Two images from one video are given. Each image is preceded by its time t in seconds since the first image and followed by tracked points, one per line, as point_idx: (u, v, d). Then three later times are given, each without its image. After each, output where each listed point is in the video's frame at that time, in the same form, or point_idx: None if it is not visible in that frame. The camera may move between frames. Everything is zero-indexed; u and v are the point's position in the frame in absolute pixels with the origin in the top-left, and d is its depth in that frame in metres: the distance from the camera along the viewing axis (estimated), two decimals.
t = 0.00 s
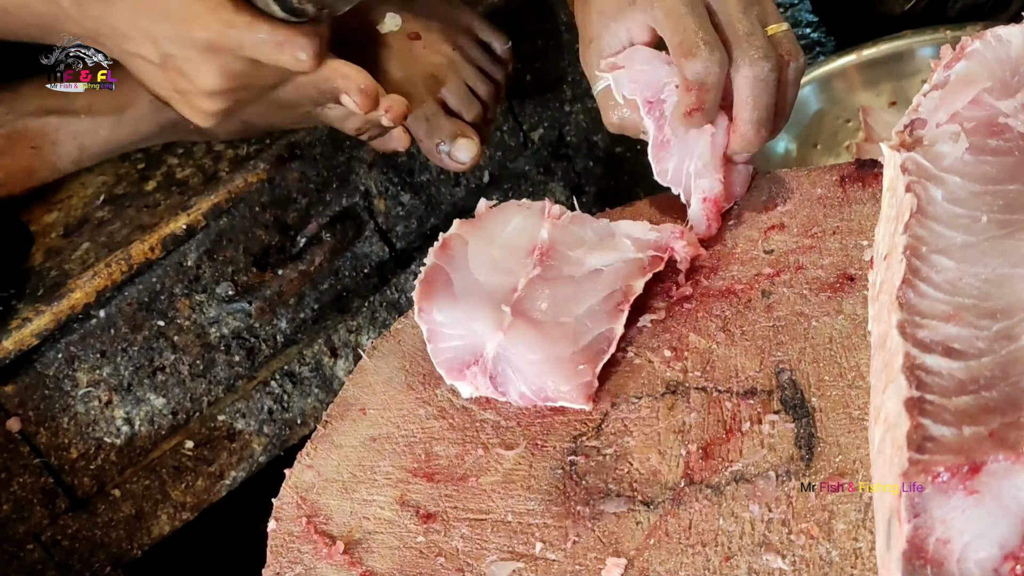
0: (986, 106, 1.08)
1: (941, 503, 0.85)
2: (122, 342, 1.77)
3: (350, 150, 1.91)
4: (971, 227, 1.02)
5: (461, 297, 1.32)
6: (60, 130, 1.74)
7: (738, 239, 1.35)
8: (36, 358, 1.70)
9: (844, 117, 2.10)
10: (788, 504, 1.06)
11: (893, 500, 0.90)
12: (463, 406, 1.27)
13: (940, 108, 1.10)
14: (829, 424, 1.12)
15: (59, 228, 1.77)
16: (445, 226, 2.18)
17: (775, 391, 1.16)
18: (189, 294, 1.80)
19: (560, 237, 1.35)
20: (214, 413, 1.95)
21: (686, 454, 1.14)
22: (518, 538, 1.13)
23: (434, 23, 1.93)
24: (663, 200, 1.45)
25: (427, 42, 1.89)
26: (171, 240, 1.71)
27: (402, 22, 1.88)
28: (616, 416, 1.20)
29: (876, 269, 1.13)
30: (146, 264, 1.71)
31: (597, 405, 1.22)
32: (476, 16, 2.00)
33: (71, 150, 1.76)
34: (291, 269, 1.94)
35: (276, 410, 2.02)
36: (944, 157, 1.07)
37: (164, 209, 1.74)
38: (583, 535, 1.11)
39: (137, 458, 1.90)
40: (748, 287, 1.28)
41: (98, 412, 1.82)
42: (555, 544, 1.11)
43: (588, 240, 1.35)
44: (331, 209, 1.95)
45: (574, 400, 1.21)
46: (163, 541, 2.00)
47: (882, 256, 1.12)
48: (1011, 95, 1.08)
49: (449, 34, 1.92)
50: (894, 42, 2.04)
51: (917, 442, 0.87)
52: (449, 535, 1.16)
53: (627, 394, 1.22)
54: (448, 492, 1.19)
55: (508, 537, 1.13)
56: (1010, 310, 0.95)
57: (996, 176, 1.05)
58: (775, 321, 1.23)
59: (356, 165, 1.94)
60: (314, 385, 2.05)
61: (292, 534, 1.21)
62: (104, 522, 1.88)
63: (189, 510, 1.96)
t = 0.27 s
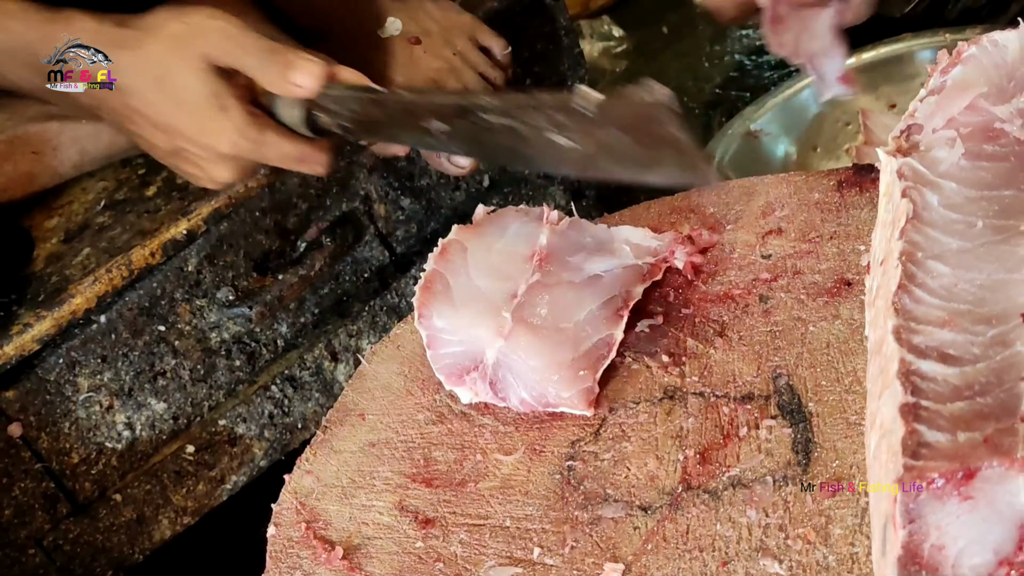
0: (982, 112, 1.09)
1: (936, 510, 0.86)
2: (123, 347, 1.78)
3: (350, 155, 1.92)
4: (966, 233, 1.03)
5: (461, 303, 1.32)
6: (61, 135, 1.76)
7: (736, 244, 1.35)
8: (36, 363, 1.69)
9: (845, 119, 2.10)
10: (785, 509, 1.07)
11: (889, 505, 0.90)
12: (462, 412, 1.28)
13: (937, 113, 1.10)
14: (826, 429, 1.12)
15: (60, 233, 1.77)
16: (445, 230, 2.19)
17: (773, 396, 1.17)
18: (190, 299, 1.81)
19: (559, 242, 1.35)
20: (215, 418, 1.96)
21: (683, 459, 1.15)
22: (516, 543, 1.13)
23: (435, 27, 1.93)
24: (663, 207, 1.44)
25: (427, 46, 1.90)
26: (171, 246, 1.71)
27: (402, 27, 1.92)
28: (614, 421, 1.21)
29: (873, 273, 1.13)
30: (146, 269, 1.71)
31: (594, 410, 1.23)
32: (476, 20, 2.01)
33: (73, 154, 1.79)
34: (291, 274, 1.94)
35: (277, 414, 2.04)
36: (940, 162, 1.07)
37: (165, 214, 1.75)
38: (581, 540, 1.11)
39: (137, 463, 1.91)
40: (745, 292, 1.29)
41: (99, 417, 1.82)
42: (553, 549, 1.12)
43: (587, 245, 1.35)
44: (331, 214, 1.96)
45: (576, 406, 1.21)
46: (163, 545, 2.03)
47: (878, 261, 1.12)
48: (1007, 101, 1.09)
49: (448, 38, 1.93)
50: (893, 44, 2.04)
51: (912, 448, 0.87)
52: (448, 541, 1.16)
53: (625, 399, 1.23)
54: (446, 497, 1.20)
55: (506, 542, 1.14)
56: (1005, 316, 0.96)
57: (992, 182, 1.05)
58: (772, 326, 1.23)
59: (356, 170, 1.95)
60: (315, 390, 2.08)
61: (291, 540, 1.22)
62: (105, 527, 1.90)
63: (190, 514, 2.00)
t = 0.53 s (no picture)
0: (977, 117, 1.09)
1: (929, 515, 0.86)
2: (123, 353, 1.79)
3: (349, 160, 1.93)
4: (960, 239, 1.03)
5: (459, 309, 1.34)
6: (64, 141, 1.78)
7: (732, 248, 1.36)
8: (37, 368, 1.72)
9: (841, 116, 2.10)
10: (781, 514, 1.07)
11: (882, 509, 0.90)
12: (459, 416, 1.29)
13: (932, 118, 1.11)
14: (822, 434, 1.13)
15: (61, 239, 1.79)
16: (445, 234, 2.20)
17: (769, 401, 1.17)
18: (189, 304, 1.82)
19: (556, 246, 1.36)
20: (215, 422, 1.97)
21: (680, 464, 1.15)
22: (513, 548, 1.14)
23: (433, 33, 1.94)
24: (661, 211, 1.45)
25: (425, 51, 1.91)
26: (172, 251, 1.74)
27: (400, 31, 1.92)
28: (611, 426, 1.21)
29: (868, 279, 1.14)
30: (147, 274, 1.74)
31: (592, 415, 1.23)
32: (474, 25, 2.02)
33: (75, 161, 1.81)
34: (291, 279, 1.96)
35: (278, 419, 2.03)
36: (935, 167, 1.08)
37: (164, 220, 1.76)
38: (578, 545, 1.12)
39: (138, 467, 1.91)
40: (742, 297, 1.29)
41: (100, 422, 1.83)
42: (551, 554, 1.12)
43: (585, 248, 1.36)
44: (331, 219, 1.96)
45: (573, 412, 1.22)
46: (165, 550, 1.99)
47: (873, 266, 1.13)
48: (1002, 106, 1.09)
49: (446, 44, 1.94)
50: (889, 39, 2.04)
51: (905, 454, 0.88)
52: (446, 546, 1.16)
53: (622, 405, 1.23)
54: (444, 502, 1.21)
55: (504, 547, 1.14)
56: (998, 322, 0.96)
57: (986, 188, 1.05)
58: (769, 331, 1.24)
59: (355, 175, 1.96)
60: (316, 395, 2.07)
61: (290, 545, 1.22)
62: (106, 532, 1.89)
63: (191, 520, 1.97)
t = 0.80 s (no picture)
0: (969, 116, 1.09)
1: (920, 511, 0.87)
2: (121, 353, 1.81)
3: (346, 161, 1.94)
4: (952, 237, 1.03)
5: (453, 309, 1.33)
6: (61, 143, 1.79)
7: (727, 248, 1.36)
8: (36, 369, 1.74)
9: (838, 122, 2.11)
10: (774, 512, 1.07)
11: (873, 506, 0.91)
12: (455, 415, 1.29)
13: (925, 117, 1.11)
14: (815, 432, 1.13)
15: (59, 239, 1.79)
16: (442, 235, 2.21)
17: (763, 398, 1.18)
18: (187, 304, 1.85)
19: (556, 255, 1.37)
20: (213, 423, 1.97)
21: (674, 462, 1.15)
22: (508, 546, 1.14)
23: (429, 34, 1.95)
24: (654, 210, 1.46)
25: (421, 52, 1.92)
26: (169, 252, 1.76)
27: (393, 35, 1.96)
28: (605, 425, 1.22)
29: (861, 277, 1.14)
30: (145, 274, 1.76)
31: (587, 414, 1.23)
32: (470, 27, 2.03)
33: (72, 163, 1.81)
34: (289, 279, 1.96)
35: (276, 419, 2.03)
36: (927, 166, 1.08)
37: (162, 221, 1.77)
38: (572, 543, 1.12)
39: (137, 467, 1.91)
40: (736, 295, 1.30)
41: (98, 423, 1.84)
42: (545, 552, 1.12)
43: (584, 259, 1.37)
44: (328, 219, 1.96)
45: (558, 423, 1.21)
46: (164, 549, 1.99)
47: (867, 265, 1.12)
48: (994, 104, 1.09)
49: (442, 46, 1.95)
50: (886, 47, 2.04)
51: (895, 450, 0.88)
52: (441, 544, 1.17)
53: (616, 403, 1.24)
54: (439, 501, 1.21)
55: (499, 545, 1.15)
56: (989, 319, 0.97)
57: (979, 186, 1.05)
58: (763, 329, 1.24)
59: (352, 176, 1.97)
60: (312, 395, 2.05)
61: (286, 544, 1.23)
62: (104, 532, 1.89)
63: (189, 519, 1.97)
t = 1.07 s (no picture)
0: (955, 113, 1.10)
1: (902, 506, 0.87)
2: (114, 353, 1.81)
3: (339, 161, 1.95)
4: (937, 233, 1.04)
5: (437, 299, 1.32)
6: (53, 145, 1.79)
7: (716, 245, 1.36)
8: (28, 369, 1.73)
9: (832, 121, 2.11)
10: (761, 508, 1.08)
11: (857, 501, 0.91)
12: (445, 413, 1.30)
13: (911, 115, 1.11)
14: (802, 428, 1.13)
15: (52, 240, 1.81)
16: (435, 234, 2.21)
17: (750, 395, 1.18)
18: (181, 304, 1.86)
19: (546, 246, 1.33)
20: (207, 422, 1.98)
21: (662, 458, 1.16)
22: (497, 543, 1.15)
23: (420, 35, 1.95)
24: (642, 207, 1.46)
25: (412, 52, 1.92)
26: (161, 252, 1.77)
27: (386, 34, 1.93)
28: (594, 422, 1.22)
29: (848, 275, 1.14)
30: (137, 274, 1.76)
31: (575, 411, 1.24)
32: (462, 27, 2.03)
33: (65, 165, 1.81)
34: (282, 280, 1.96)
35: (269, 418, 2.04)
36: (913, 162, 1.09)
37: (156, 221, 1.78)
38: (561, 540, 1.13)
39: (131, 467, 1.92)
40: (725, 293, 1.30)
41: (91, 422, 1.84)
42: (534, 549, 1.13)
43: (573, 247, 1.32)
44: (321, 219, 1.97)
45: (538, 413, 1.22)
46: (158, 549, 2.00)
47: (852, 262, 1.13)
48: (981, 101, 1.10)
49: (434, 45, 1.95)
50: (879, 46, 2.05)
51: (879, 446, 0.90)
52: (431, 541, 1.17)
53: (605, 400, 1.24)
54: (429, 499, 1.21)
55: (488, 543, 1.15)
56: (973, 315, 0.97)
57: (964, 182, 1.06)
58: (751, 327, 1.25)
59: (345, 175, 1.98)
60: (306, 394, 2.08)
61: (277, 542, 1.23)
62: (98, 532, 1.90)
63: (183, 519, 1.98)
